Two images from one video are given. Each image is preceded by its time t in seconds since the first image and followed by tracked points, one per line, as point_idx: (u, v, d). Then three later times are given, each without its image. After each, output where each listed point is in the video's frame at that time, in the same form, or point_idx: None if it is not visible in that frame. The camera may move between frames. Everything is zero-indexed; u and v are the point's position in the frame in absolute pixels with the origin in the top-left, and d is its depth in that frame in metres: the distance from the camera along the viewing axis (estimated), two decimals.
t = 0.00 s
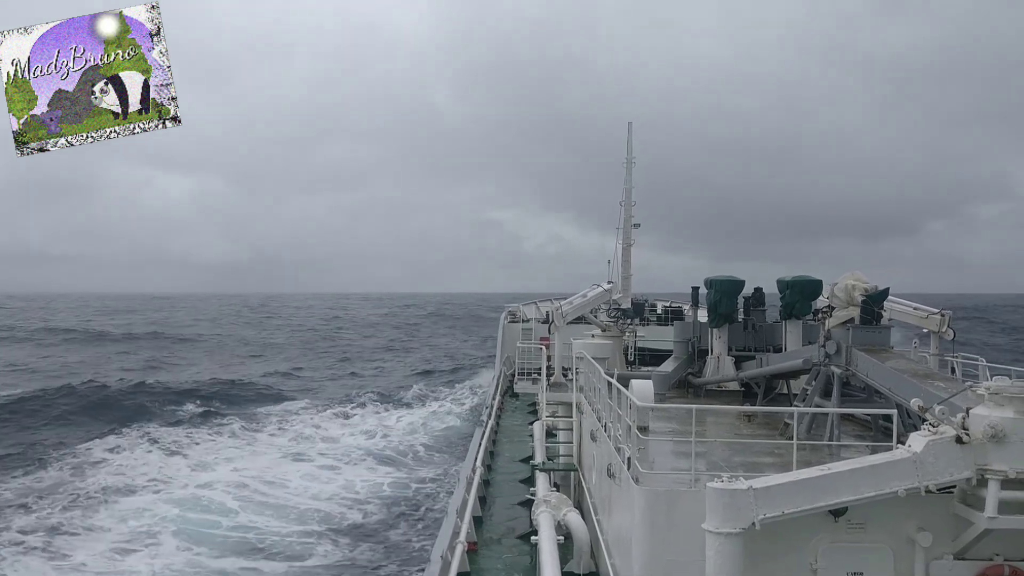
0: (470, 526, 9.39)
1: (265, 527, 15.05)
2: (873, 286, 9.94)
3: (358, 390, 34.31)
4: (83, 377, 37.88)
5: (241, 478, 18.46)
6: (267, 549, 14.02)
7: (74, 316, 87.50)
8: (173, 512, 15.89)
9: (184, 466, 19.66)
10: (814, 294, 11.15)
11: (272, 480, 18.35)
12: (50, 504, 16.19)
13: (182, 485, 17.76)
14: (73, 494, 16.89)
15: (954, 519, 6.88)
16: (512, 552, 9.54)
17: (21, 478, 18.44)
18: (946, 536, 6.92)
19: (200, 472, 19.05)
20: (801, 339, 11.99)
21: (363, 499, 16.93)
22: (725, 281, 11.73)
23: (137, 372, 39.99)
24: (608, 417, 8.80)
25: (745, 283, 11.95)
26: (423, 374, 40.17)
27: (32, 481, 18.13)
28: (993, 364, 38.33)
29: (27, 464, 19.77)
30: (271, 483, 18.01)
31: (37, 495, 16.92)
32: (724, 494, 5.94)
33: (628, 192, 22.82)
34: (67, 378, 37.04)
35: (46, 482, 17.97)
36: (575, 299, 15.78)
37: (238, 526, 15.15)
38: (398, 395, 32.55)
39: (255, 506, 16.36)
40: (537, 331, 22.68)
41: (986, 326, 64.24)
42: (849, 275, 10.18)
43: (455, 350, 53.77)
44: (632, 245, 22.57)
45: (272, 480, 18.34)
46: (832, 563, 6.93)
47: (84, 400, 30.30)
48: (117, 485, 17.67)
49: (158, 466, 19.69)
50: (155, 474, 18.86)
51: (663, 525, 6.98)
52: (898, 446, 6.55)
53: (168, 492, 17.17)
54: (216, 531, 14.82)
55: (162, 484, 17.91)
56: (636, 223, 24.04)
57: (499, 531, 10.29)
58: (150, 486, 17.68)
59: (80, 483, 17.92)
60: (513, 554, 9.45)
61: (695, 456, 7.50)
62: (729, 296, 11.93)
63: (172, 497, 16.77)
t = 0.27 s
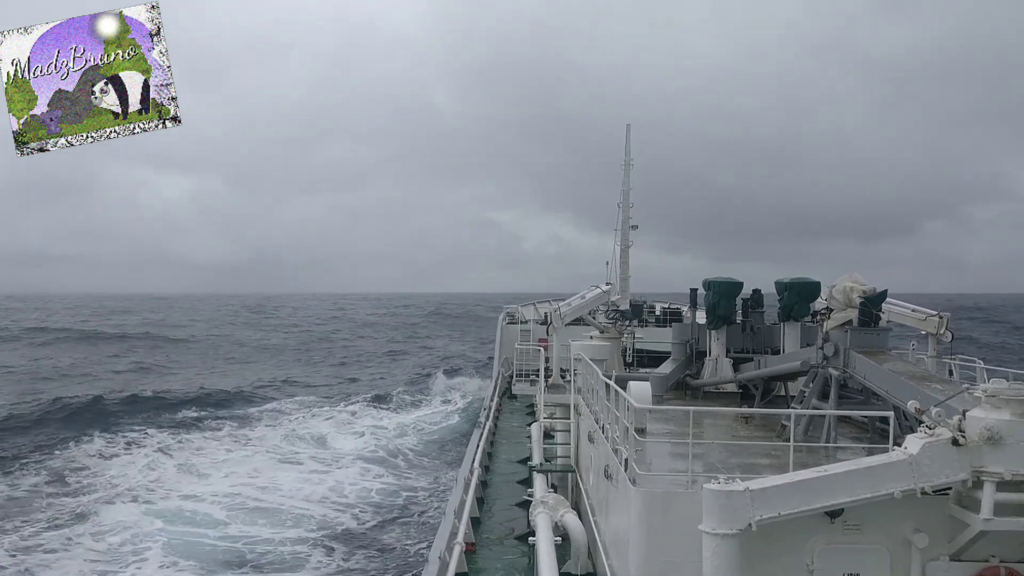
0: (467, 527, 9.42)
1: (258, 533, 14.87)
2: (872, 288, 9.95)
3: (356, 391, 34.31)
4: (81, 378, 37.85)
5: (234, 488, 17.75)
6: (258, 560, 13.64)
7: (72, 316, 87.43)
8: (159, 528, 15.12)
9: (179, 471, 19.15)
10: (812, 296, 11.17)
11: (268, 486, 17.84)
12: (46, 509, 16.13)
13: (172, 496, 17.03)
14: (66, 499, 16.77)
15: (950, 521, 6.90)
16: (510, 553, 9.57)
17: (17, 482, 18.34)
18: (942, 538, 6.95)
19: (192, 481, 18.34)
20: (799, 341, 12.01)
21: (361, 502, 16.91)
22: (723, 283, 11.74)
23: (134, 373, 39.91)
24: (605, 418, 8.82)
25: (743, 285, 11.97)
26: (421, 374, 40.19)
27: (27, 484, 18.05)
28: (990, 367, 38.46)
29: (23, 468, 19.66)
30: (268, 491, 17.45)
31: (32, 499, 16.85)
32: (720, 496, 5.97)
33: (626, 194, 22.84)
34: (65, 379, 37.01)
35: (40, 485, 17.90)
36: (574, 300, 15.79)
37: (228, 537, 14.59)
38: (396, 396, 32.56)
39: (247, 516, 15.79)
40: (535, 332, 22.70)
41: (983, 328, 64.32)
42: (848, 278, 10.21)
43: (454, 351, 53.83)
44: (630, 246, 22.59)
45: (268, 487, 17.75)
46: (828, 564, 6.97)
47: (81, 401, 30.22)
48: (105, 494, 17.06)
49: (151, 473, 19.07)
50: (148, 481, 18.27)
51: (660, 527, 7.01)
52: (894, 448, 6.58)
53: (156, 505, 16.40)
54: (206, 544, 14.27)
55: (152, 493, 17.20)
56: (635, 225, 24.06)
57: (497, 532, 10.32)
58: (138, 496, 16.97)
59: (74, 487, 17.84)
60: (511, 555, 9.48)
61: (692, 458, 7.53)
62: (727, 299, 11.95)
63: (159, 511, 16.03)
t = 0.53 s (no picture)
0: (465, 528, 9.41)
1: (256, 536, 14.70)
2: (872, 290, 9.95)
3: (354, 392, 34.27)
4: (79, 379, 37.78)
5: (230, 494, 17.23)
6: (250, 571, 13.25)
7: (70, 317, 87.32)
8: (141, 542, 14.37)
9: (172, 476, 18.50)
10: (811, 298, 11.15)
11: (259, 494, 17.28)
12: (41, 508, 16.01)
13: (157, 506, 16.25)
14: (63, 498, 16.70)
15: (950, 524, 6.88)
16: (508, 554, 9.54)
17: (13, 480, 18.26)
18: (942, 541, 6.93)
19: (180, 488, 17.58)
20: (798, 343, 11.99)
21: (360, 504, 16.86)
22: (722, 284, 11.73)
23: (132, 375, 39.80)
24: (604, 419, 8.81)
25: (742, 287, 11.96)
26: (420, 376, 40.18)
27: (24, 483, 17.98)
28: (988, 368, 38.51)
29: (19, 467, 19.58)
30: (259, 499, 16.84)
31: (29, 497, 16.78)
32: (719, 498, 5.96)
33: (625, 195, 22.83)
34: (63, 381, 36.97)
35: (36, 484, 17.80)
36: (572, 301, 15.76)
37: (216, 548, 14.03)
38: (394, 397, 32.53)
39: (238, 526, 15.24)
40: (534, 333, 22.67)
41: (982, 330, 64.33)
42: (847, 279, 10.20)
43: (453, 352, 53.79)
44: (630, 248, 22.57)
45: (259, 495, 17.13)
46: (827, 566, 6.95)
47: (79, 403, 30.13)
48: (89, 503, 16.37)
49: (138, 480, 18.34)
50: (135, 488, 17.58)
51: (658, 529, 6.99)
52: (894, 450, 6.56)
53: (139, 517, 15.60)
54: (193, 556, 13.67)
55: (137, 502, 16.48)
56: (633, 226, 24.04)
57: (495, 533, 10.30)
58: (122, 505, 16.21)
59: (71, 486, 17.76)
60: (509, 557, 9.46)
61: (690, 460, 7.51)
62: (726, 300, 11.94)
63: (142, 523, 15.25)
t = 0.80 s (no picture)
0: (465, 528, 9.47)
1: (256, 541, 14.69)
2: (870, 290, 10.02)
3: (354, 392, 34.34)
4: (81, 381, 37.88)
5: (231, 497, 17.32)
6: None
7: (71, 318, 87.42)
8: (137, 549, 14.22)
9: (162, 485, 18.18)
10: (810, 298, 11.21)
11: (252, 502, 17.03)
12: (37, 514, 16.00)
13: (153, 513, 16.07)
14: (59, 505, 16.67)
15: (948, 524, 6.93)
16: (508, 554, 9.60)
17: (11, 486, 18.26)
18: (940, 541, 6.98)
19: (168, 498, 17.15)
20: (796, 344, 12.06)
21: (361, 506, 16.91)
22: (721, 285, 11.80)
23: (133, 377, 39.87)
24: (603, 419, 8.87)
25: (741, 287, 12.02)
26: (420, 376, 40.25)
27: (22, 489, 18.01)
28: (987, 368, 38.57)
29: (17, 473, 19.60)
30: (254, 508, 16.58)
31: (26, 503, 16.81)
32: (717, 497, 6.01)
33: (624, 195, 22.89)
34: (65, 383, 37.08)
35: (33, 491, 17.82)
36: (572, 302, 15.82)
37: (210, 559, 13.74)
38: (395, 397, 32.62)
39: (232, 535, 14.98)
40: (534, 333, 22.74)
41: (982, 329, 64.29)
42: (845, 280, 10.27)
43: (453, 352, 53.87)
44: (629, 248, 22.63)
45: (251, 504, 16.84)
46: (826, 566, 7.01)
47: (79, 406, 30.21)
48: (86, 510, 16.23)
49: (126, 490, 17.92)
50: (124, 497, 17.19)
51: (657, 527, 7.05)
52: (891, 450, 6.61)
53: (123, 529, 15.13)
54: (190, 563, 13.57)
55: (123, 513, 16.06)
56: (633, 226, 24.10)
57: (495, 532, 10.36)
58: (106, 517, 15.75)
59: (67, 491, 17.76)
60: (509, 556, 9.52)
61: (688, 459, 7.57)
62: (725, 301, 12.01)
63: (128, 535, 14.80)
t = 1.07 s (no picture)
0: (463, 526, 9.41)
1: (253, 544, 14.61)
2: (870, 289, 9.95)
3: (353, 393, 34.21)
4: (80, 382, 37.87)
5: (230, 500, 17.32)
6: None
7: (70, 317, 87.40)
8: (135, 553, 14.20)
9: (146, 493, 17.88)
10: (811, 297, 11.15)
11: (237, 510, 16.67)
12: (36, 519, 16.01)
13: (152, 517, 16.09)
14: (48, 511, 16.55)
15: (948, 523, 6.88)
16: (506, 552, 9.54)
17: (7, 491, 18.20)
18: (940, 540, 6.93)
19: (151, 508, 16.79)
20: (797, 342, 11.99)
21: (357, 510, 16.81)
22: (722, 283, 11.74)
23: (130, 378, 39.81)
24: (602, 418, 8.82)
25: (742, 285, 11.95)
26: (420, 375, 40.18)
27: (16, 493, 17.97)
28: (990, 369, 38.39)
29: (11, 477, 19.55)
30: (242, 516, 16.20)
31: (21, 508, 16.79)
32: (718, 496, 5.95)
33: (624, 193, 22.80)
34: (65, 384, 37.10)
35: (26, 494, 17.80)
36: (572, 300, 15.76)
37: (202, 568, 13.41)
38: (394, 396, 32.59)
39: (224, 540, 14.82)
40: (533, 331, 22.69)
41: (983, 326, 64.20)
42: (846, 278, 10.20)
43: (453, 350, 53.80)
44: (629, 246, 22.56)
45: (237, 512, 16.45)
46: (826, 565, 6.95)
47: (76, 409, 30.16)
48: (85, 515, 16.23)
49: (113, 498, 17.62)
50: (116, 505, 16.96)
51: (657, 526, 6.99)
52: (892, 449, 6.56)
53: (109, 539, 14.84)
54: (188, 566, 13.55)
55: (107, 523, 15.75)
56: (633, 224, 24.03)
57: (494, 531, 10.30)
58: (90, 527, 15.44)
59: (60, 496, 17.72)
60: (508, 555, 9.46)
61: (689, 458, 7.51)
62: (725, 299, 11.94)
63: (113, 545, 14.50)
